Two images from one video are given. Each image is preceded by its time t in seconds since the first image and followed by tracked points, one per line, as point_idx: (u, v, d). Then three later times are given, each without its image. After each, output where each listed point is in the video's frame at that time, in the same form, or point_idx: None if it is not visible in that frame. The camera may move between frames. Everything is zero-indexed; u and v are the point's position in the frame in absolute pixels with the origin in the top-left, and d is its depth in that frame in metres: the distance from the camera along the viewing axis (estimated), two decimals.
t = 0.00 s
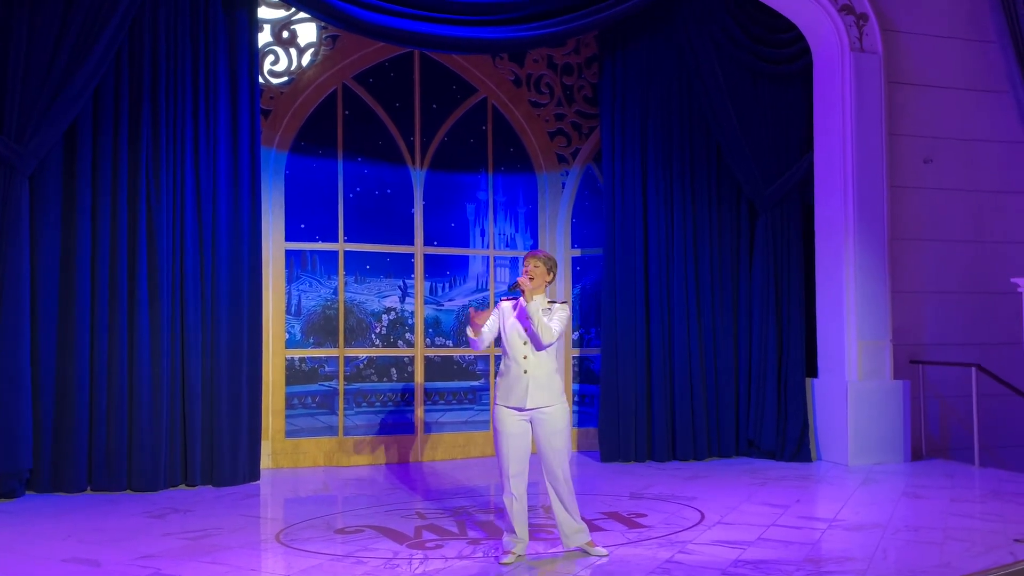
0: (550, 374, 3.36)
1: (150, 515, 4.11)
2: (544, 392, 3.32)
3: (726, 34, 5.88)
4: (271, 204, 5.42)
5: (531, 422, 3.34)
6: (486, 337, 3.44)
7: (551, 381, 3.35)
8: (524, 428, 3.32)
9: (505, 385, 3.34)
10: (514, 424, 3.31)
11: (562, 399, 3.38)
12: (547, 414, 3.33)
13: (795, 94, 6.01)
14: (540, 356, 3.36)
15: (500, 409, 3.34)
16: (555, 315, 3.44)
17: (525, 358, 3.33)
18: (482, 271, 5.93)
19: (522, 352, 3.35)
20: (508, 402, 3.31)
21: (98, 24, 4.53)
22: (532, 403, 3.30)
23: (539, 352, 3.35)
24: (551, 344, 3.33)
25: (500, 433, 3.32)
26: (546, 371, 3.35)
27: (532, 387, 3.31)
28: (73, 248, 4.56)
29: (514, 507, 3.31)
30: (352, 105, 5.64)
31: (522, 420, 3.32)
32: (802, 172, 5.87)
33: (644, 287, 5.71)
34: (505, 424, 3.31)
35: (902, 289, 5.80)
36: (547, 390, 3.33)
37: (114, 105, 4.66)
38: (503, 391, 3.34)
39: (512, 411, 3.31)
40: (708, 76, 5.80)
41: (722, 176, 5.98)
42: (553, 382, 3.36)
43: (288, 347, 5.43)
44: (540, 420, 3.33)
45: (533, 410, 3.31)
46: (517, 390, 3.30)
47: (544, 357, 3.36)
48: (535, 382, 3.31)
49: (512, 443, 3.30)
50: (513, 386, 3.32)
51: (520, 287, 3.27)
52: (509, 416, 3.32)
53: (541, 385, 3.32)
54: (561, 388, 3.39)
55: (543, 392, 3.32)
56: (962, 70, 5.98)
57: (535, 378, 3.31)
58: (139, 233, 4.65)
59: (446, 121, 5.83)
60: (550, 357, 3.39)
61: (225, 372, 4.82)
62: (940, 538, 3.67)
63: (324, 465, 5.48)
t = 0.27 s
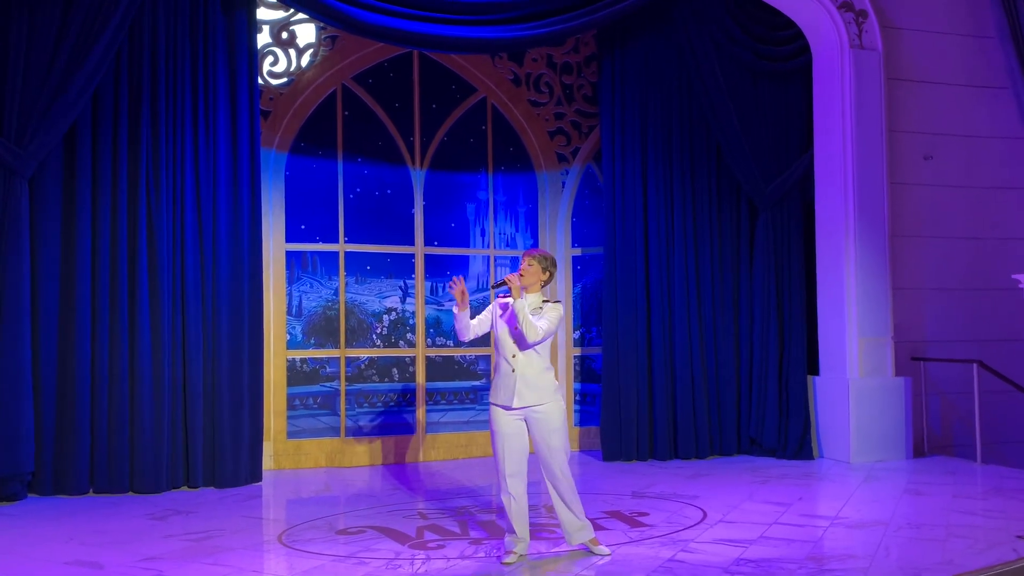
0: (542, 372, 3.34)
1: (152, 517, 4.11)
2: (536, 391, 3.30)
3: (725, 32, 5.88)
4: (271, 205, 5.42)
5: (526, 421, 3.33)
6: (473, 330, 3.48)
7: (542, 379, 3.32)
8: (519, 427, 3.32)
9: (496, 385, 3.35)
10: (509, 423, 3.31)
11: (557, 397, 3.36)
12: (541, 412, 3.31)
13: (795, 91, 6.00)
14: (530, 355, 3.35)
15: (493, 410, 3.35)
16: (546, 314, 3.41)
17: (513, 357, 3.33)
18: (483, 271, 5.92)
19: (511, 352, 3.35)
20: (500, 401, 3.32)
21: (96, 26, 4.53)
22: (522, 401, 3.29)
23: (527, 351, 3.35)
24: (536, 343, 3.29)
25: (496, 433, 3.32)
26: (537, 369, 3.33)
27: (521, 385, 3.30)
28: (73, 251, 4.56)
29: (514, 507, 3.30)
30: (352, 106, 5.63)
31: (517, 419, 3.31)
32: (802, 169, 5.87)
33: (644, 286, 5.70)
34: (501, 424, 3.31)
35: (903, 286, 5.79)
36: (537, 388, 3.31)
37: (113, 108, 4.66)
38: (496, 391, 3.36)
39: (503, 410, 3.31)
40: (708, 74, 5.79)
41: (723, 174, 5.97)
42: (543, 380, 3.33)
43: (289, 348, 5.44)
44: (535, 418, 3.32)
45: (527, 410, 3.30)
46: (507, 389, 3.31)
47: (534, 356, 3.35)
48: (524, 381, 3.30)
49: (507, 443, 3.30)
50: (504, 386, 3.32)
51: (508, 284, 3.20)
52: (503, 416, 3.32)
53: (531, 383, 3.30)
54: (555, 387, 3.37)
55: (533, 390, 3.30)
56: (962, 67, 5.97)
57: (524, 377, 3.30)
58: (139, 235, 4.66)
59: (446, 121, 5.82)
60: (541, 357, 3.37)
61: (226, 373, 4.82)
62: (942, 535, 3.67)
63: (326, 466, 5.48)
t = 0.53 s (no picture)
0: (539, 369, 3.33)
1: (157, 516, 4.12)
2: (533, 387, 3.30)
3: (727, 26, 5.86)
4: (273, 203, 5.43)
5: (526, 417, 3.33)
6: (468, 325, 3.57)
7: (539, 376, 3.32)
8: (518, 423, 3.31)
9: (494, 381, 3.36)
10: (508, 420, 3.30)
11: (556, 394, 3.35)
12: (540, 408, 3.31)
13: (796, 85, 5.99)
14: (526, 352, 3.34)
15: (492, 406, 3.35)
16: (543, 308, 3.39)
17: (510, 354, 3.32)
18: (485, 267, 5.91)
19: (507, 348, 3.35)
20: (498, 397, 3.32)
21: (96, 26, 4.53)
22: (520, 398, 3.28)
23: (524, 348, 3.34)
24: (533, 339, 3.29)
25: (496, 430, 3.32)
26: (534, 366, 3.32)
27: (518, 381, 3.29)
28: (76, 251, 4.56)
29: (515, 502, 3.31)
30: (353, 103, 5.63)
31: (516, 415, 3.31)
32: (805, 163, 5.85)
33: (647, 282, 5.70)
34: (500, 420, 3.31)
35: (906, 279, 5.78)
36: (535, 385, 3.30)
37: (114, 107, 4.67)
38: (494, 388, 3.36)
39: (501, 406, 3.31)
40: (709, 68, 5.78)
41: (725, 169, 5.96)
42: (541, 376, 3.32)
43: (293, 346, 5.44)
44: (534, 415, 3.31)
45: (526, 406, 3.30)
46: (505, 386, 3.31)
47: (531, 353, 3.35)
48: (522, 377, 3.30)
49: (507, 440, 3.29)
50: (502, 382, 3.33)
51: (503, 279, 3.20)
52: (503, 413, 3.31)
53: (529, 380, 3.30)
54: (553, 383, 3.36)
55: (531, 387, 3.30)
56: (964, 59, 5.95)
57: (522, 373, 3.30)
58: (142, 234, 4.66)
59: (447, 118, 5.82)
60: (539, 354, 3.37)
61: (230, 371, 4.83)
62: (946, 528, 3.67)
63: (330, 463, 5.49)
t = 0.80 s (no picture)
0: (543, 363, 3.33)
1: (164, 509, 4.13)
2: (537, 381, 3.30)
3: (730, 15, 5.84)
4: (276, 197, 5.43)
5: (530, 410, 3.32)
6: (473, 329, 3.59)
7: (543, 370, 3.31)
8: (522, 416, 3.31)
9: (499, 375, 3.36)
10: (513, 414, 3.30)
11: (560, 387, 3.35)
12: (544, 402, 3.30)
13: (800, 75, 5.96)
14: (529, 346, 3.34)
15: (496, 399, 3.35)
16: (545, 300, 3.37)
17: (512, 349, 3.33)
18: (489, 260, 5.92)
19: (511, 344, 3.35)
20: (502, 391, 3.32)
21: (99, 21, 4.53)
22: (524, 393, 3.29)
23: (527, 343, 3.33)
24: (535, 335, 3.27)
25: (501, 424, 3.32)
26: (538, 360, 3.32)
27: (522, 376, 3.30)
28: (80, 246, 4.57)
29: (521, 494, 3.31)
30: (355, 96, 5.62)
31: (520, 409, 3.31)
32: (809, 153, 5.83)
33: (652, 273, 5.69)
34: (505, 413, 3.31)
35: (912, 269, 5.76)
36: (539, 380, 3.30)
37: (117, 102, 4.66)
38: (499, 382, 3.36)
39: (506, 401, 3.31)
40: (713, 58, 5.76)
41: (729, 159, 5.94)
42: (545, 371, 3.32)
43: (298, 339, 5.45)
44: (539, 407, 3.31)
45: (530, 400, 3.30)
46: (508, 380, 3.31)
47: (535, 347, 3.34)
48: (526, 372, 3.30)
49: (512, 432, 3.30)
50: (506, 377, 3.33)
51: (502, 278, 3.26)
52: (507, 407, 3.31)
53: (532, 374, 3.30)
54: (557, 376, 3.36)
55: (535, 381, 3.30)
56: (970, 47, 5.93)
57: (526, 368, 3.30)
58: (146, 229, 4.66)
59: (450, 111, 5.81)
60: (542, 347, 3.36)
61: (235, 365, 4.83)
62: (953, 517, 3.66)
63: (336, 456, 5.50)
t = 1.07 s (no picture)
0: (544, 353, 3.31)
1: (171, 500, 4.15)
2: (539, 371, 3.28)
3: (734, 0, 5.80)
4: (280, 188, 5.43)
5: (532, 400, 3.31)
6: (474, 326, 3.63)
7: (544, 360, 3.30)
8: (524, 405, 3.30)
9: (500, 366, 3.34)
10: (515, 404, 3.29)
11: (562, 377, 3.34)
12: (546, 392, 3.29)
13: (804, 60, 5.92)
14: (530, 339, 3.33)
15: (498, 389, 3.34)
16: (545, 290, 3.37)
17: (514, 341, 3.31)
18: (493, 249, 5.91)
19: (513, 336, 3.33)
20: (504, 382, 3.31)
21: (100, 13, 4.53)
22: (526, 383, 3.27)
23: (528, 335, 3.32)
24: (540, 331, 3.27)
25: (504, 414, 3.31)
26: (539, 350, 3.30)
27: (524, 367, 3.28)
28: (84, 238, 4.57)
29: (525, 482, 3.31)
30: (357, 85, 5.60)
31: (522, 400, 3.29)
32: (814, 138, 5.80)
33: (656, 261, 5.67)
34: (507, 403, 3.30)
35: (918, 255, 5.74)
36: (540, 371, 3.28)
37: (119, 94, 4.66)
38: (501, 373, 3.34)
39: (508, 392, 3.30)
40: (716, 44, 5.73)
41: (733, 145, 5.91)
42: (547, 362, 3.30)
43: (302, 330, 5.46)
44: (541, 397, 3.30)
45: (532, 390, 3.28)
46: (510, 371, 3.30)
47: (536, 338, 3.32)
48: (528, 363, 3.28)
49: (514, 421, 3.29)
50: (508, 369, 3.31)
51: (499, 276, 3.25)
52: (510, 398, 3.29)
53: (534, 364, 3.28)
54: (558, 365, 3.35)
55: (536, 372, 3.28)
56: (976, 30, 5.88)
57: (528, 359, 3.29)
58: (149, 220, 4.66)
59: (453, 99, 5.79)
60: (544, 338, 3.35)
61: (241, 356, 4.84)
62: (959, 502, 3.66)
63: (342, 446, 5.51)
